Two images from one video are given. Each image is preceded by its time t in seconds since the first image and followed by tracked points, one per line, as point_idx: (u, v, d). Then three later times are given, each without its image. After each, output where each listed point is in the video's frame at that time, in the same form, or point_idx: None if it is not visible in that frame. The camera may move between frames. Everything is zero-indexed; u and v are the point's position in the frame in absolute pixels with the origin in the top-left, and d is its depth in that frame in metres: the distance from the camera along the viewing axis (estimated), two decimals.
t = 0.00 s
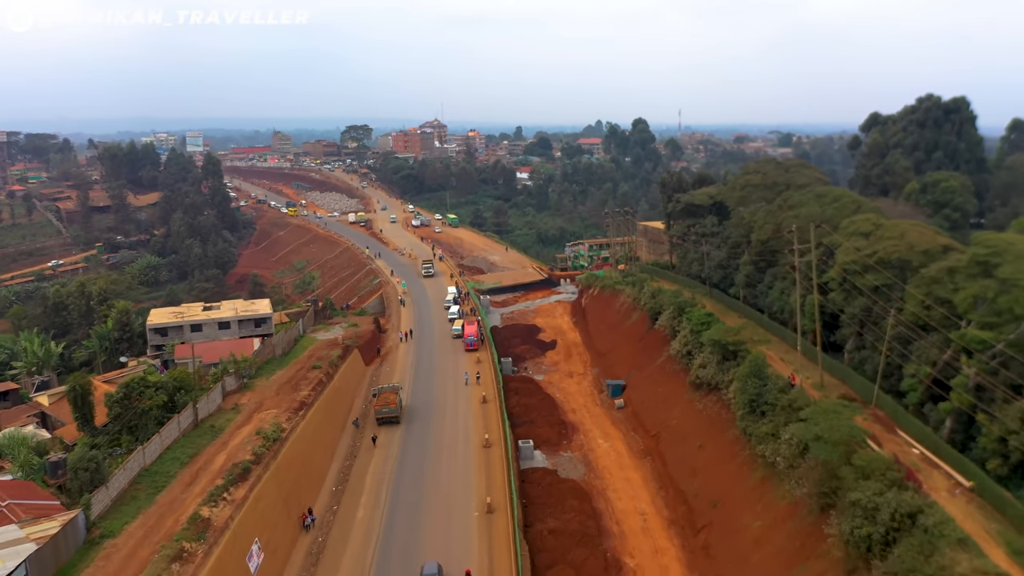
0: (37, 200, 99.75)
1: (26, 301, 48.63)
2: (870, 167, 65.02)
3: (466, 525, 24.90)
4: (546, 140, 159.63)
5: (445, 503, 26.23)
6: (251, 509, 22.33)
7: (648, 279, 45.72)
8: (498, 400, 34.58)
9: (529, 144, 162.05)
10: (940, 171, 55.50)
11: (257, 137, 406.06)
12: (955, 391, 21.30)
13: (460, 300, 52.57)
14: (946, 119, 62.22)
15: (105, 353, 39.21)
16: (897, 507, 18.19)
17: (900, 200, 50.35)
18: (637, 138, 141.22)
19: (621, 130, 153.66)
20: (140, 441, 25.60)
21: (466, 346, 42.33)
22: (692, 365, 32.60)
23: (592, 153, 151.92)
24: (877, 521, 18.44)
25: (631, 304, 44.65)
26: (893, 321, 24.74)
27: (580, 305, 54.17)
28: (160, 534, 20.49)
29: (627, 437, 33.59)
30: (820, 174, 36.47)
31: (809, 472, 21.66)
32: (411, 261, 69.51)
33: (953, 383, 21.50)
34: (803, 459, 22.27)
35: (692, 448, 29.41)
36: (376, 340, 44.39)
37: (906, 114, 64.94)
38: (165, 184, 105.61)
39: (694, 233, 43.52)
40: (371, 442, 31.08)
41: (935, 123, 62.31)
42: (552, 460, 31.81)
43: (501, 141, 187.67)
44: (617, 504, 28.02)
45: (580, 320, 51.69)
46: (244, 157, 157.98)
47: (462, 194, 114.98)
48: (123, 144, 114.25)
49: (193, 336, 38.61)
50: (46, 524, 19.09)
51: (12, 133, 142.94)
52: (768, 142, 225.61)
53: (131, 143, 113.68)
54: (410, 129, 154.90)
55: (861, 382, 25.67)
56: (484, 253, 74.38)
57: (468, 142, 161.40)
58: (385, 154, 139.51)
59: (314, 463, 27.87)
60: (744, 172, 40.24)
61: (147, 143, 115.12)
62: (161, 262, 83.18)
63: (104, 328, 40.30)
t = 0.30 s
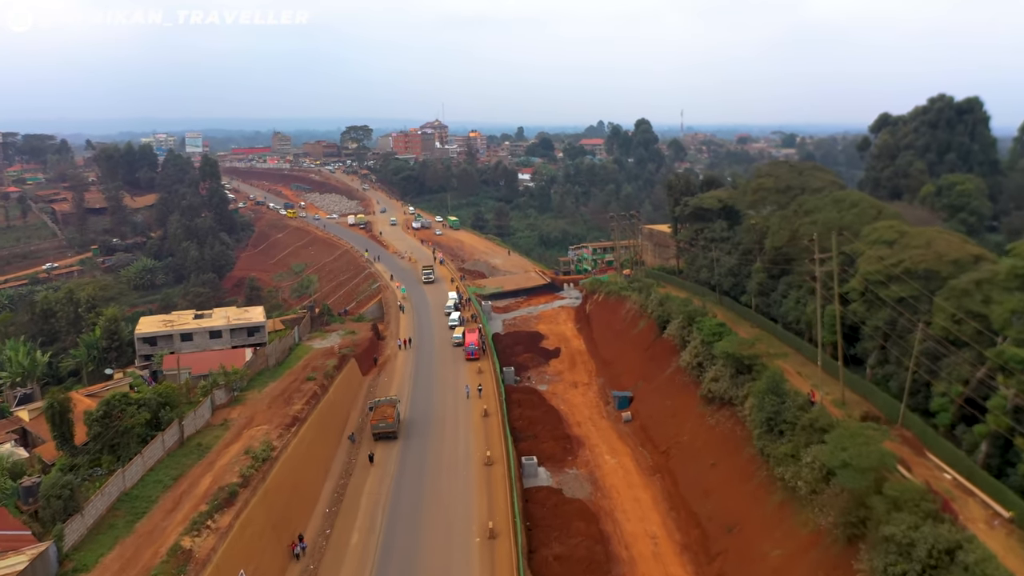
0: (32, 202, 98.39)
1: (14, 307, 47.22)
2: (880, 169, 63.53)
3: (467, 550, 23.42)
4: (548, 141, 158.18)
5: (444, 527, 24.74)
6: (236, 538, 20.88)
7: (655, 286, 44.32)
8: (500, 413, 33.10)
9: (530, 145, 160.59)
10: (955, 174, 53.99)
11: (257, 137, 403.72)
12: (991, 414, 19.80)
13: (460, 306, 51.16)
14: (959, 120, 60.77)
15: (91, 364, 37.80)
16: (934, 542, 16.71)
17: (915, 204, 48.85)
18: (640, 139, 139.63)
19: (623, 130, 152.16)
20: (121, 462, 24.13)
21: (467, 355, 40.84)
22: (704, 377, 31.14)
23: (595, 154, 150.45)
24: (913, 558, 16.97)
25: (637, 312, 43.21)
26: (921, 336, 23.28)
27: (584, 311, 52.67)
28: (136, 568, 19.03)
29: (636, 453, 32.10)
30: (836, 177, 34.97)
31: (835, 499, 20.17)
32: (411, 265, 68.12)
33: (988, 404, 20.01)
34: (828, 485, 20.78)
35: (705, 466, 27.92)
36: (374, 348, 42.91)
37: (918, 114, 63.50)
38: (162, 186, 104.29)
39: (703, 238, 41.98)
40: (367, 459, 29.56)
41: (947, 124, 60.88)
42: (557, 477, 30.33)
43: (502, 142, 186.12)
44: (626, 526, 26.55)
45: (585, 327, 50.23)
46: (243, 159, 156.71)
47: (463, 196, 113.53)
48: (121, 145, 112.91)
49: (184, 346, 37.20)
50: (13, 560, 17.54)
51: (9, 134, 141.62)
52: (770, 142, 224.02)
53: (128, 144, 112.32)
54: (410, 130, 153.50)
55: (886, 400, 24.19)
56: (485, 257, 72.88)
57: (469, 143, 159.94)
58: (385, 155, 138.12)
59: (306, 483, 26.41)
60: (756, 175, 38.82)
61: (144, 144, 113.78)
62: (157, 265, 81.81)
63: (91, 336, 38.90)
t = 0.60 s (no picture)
0: (27, 204, 97.00)
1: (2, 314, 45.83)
2: (892, 171, 62.06)
3: None
4: (550, 142, 156.59)
5: (443, 553, 23.26)
6: (219, 570, 19.47)
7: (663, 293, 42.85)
8: (502, 428, 31.64)
9: (532, 146, 159.00)
10: (971, 176, 52.47)
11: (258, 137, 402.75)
12: None
13: (461, 312, 49.73)
14: (973, 121, 59.24)
15: (78, 375, 36.39)
16: None
17: (931, 208, 47.30)
18: (644, 140, 137.93)
19: (626, 131, 150.60)
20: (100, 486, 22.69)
21: (468, 365, 39.39)
22: (717, 391, 29.63)
23: (598, 155, 148.81)
24: None
25: (645, 320, 41.72)
26: (952, 352, 21.82)
27: (589, 318, 51.19)
28: None
29: (645, 470, 30.63)
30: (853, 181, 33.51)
31: (864, 530, 18.68)
32: (411, 269, 66.67)
33: None
34: (856, 514, 19.30)
35: (719, 487, 26.44)
36: (371, 358, 41.43)
37: (929, 115, 62.04)
38: (160, 188, 102.85)
39: (713, 243, 40.50)
40: (362, 478, 28.09)
41: (960, 125, 59.37)
42: (562, 497, 28.87)
43: (504, 143, 184.52)
44: (636, 551, 25.05)
45: (589, 334, 48.75)
46: (243, 159, 155.24)
47: (464, 198, 112.02)
48: (118, 146, 111.49)
49: (173, 357, 35.85)
50: None
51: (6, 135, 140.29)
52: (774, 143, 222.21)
53: (126, 145, 110.92)
54: (411, 130, 152.02)
55: (914, 420, 22.69)
56: (487, 260, 71.45)
57: (471, 144, 158.56)
58: (386, 156, 136.67)
59: (298, 505, 24.95)
60: (769, 179, 37.34)
61: (142, 145, 112.37)
62: (153, 268, 80.39)
63: (79, 346, 37.49)
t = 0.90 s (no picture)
0: (23, 206, 95.67)
1: None
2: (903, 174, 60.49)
3: None
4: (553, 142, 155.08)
5: None
6: None
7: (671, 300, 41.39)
8: (505, 444, 30.19)
9: (534, 147, 157.48)
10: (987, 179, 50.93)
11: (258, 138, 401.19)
12: None
13: (462, 320, 48.32)
14: (987, 123, 57.65)
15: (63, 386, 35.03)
16: None
17: (948, 213, 45.78)
18: (647, 141, 136.32)
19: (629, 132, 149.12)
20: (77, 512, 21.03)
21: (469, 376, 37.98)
22: (731, 407, 28.15)
23: (600, 156, 147.27)
24: None
25: (652, 328, 40.26)
26: (987, 371, 20.39)
27: (594, 325, 49.69)
28: None
29: (654, 489, 29.17)
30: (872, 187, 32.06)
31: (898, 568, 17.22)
32: (411, 273, 65.30)
33: None
34: (889, 549, 17.83)
35: (734, 511, 24.98)
36: (369, 367, 39.99)
37: (942, 116, 60.50)
38: (157, 189, 101.49)
39: (723, 249, 39.03)
40: (357, 499, 26.64)
41: (974, 127, 57.81)
42: (568, 518, 27.44)
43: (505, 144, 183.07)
44: None
45: (594, 342, 47.30)
46: (243, 160, 153.94)
47: (465, 199, 110.57)
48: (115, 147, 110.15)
49: (162, 368, 34.53)
50: None
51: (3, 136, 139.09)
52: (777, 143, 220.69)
53: (123, 146, 109.60)
54: (412, 131, 150.63)
55: (945, 443, 21.23)
56: (488, 264, 70.03)
57: (473, 145, 157.23)
58: (386, 157, 135.32)
59: (288, 530, 23.51)
60: (783, 183, 35.87)
61: (140, 147, 111.04)
62: (150, 272, 79.03)
63: (65, 356, 36.13)
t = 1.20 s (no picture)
0: (18, 208, 94.35)
1: None
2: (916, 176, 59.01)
3: None
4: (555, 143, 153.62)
5: None
6: None
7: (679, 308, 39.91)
8: (508, 462, 28.74)
9: (536, 148, 155.96)
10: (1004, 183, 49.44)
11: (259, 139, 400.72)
12: None
13: (463, 327, 46.90)
14: (1002, 124, 56.23)
15: (47, 399, 33.66)
16: None
17: (966, 217, 44.26)
18: (651, 141, 134.81)
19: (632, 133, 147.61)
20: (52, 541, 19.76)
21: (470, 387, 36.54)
22: (746, 424, 26.66)
23: (603, 157, 145.76)
24: None
25: (660, 337, 38.78)
26: None
27: (599, 332, 48.22)
28: None
29: (665, 510, 27.68)
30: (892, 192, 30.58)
31: None
32: (411, 278, 63.92)
33: None
34: None
35: (751, 536, 23.50)
36: (366, 378, 38.55)
37: (955, 118, 59.11)
38: (154, 191, 100.17)
39: (734, 255, 37.55)
40: (351, 522, 25.16)
41: (989, 128, 56.39)
42: (574, 542, 25.97)
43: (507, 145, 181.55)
44: None
45: (599, 350, 45.79)
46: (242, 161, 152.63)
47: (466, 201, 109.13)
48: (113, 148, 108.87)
49: (150, 381, 33.24)
50: None
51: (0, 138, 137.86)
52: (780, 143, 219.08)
53: (120, 147, 108.30)
54: (413, 132, 149.25)
55: (981, 469, 19.72)
56: (490, 268, 68.61)
57: (474, 146, 155.84)
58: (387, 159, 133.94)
59: (277, 559, 22.06)
60: (798, 188, 34.43)
61: (137, 148, 109.76)
62: (145, 275, 77.72)
63: (50, 367, 34.78)
